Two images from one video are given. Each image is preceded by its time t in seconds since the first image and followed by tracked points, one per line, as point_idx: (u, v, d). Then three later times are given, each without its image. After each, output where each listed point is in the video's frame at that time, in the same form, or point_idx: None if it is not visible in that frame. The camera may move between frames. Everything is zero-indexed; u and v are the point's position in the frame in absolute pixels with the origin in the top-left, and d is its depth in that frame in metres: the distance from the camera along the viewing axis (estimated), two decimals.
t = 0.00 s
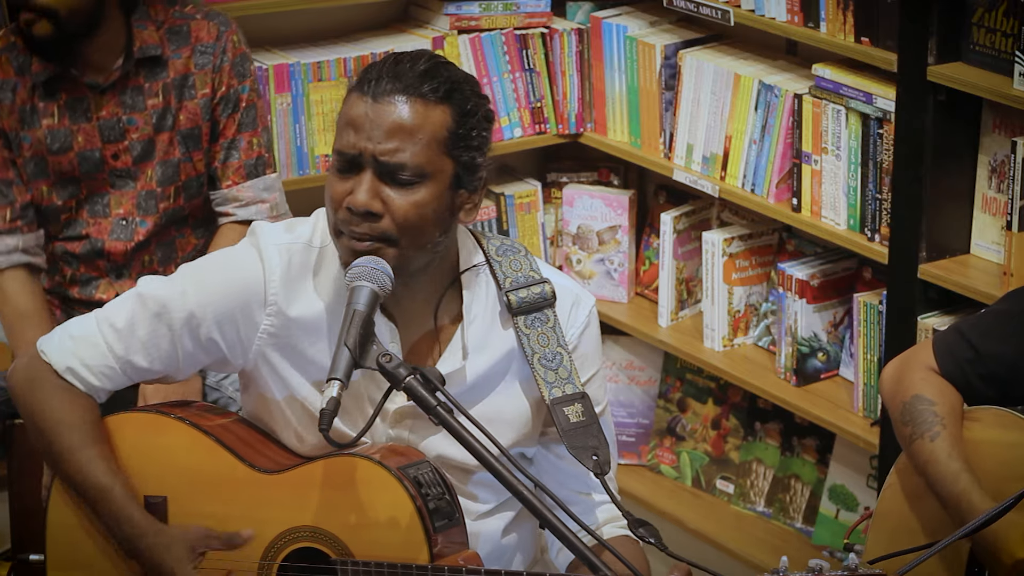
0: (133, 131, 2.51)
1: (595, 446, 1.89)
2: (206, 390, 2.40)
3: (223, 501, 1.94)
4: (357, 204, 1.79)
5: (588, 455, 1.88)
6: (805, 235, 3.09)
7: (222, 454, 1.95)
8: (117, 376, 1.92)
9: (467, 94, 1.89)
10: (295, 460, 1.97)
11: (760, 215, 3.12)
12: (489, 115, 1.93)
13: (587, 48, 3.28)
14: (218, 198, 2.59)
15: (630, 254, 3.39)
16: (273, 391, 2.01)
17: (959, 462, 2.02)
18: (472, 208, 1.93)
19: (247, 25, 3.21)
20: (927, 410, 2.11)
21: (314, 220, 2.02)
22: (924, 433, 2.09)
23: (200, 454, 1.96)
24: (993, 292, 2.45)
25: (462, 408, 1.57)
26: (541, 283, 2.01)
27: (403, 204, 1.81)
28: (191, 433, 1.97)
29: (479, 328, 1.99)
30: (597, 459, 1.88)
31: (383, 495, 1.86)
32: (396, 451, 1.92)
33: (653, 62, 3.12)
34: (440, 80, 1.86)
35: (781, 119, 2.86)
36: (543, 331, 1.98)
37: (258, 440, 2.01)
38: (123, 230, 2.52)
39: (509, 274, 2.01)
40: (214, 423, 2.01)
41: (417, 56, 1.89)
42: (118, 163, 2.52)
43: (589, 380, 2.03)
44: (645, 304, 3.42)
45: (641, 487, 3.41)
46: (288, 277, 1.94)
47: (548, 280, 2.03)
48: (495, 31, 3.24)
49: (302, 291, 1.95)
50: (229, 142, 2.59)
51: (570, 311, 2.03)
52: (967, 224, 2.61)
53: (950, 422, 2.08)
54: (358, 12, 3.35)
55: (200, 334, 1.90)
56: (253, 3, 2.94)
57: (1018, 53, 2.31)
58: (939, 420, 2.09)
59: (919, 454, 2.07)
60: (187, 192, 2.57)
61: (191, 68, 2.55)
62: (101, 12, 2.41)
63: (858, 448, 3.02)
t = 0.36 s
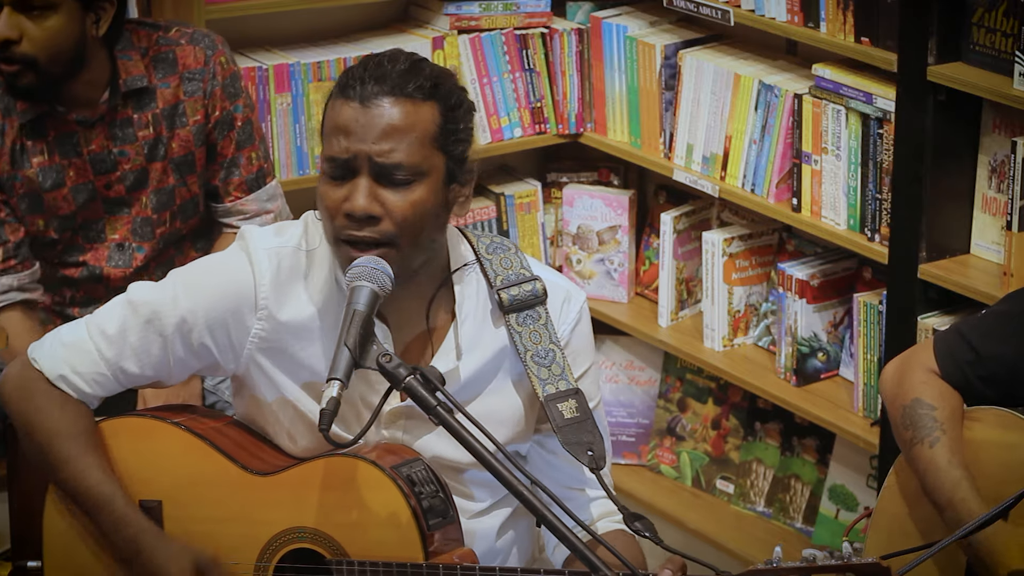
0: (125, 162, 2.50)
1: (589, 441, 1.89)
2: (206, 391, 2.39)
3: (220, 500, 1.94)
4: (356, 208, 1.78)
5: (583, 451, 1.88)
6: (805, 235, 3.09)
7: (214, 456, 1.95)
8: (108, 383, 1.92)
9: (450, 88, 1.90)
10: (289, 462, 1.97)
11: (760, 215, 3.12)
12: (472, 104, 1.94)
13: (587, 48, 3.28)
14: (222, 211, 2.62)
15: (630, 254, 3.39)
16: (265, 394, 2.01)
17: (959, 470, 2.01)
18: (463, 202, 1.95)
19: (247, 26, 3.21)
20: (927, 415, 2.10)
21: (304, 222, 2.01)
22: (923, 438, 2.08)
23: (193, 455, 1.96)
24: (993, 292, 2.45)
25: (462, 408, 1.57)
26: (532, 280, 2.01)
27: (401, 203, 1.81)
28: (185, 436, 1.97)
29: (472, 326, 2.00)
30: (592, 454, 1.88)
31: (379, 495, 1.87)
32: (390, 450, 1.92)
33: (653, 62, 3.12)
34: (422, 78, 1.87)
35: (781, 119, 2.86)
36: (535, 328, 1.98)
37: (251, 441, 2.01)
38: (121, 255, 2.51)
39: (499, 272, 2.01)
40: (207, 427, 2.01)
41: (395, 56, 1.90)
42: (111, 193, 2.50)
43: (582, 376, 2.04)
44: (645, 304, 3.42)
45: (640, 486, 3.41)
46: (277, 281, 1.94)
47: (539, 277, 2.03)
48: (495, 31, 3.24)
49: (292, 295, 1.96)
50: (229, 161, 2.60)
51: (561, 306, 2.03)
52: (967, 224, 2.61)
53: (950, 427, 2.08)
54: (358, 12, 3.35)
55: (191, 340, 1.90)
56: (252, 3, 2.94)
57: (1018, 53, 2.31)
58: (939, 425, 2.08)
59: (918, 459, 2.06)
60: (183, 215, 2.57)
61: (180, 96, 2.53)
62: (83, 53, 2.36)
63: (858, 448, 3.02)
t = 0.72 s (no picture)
0: (126, 165, 2.50)
1: (592, 447, 1.91)
2: (207, 395, 2.39)
3: (219, 500, 1.95)
4: (383, 214, 1.79)
5: (585, 456, 1.90)
6: (805, 235, 3.09)
7: (215, 456, 1.95)
8: (111, 382, 1.91)
9: (450, 84, 1.89)
10: (291, 463, 1.96)
11: (760, 215, 3.12)
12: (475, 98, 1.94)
13: (587, 48, 3.28)
14: (222, 213, 2.62)
15: (630, 254, 3.39)
16: (267, 394, 2.01)
17: (943, 492, 2.02)
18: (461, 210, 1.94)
19: (247, 26, 3.21)
20: (917, 426, 2.11)
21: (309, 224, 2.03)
22: (911, 451, 2.09)
23: (193, 456, 1.96)
24: (993, 292, 2.45)
25: (462, 408, 1.57)
26: (537, 283, 2.00)
27: (422, 203, 1.81)
28: (186, 436, 1.97)
29: (475, 329, 2.00)
30: (594, 460, 1.90)
31: (380, 495, 1.87)
32: (391, 450, 1.92)
33: (653, 62, 3.12)
34: (423, 77, 1.87)
35: (781, 119, 2.86)
36: (539, 332, 1.98)
37: (253, 442, 2.01)
38: (123, 257, 2.52)
39: (504, 274, 2.01)
40: (207, 426, 2.01)
41: (393, 57, 1.89)
42: (113, 194, 2.51)
43: (585, 380, 2.04)
44: (645, 304, 3.42)
45: (640, 487, 3.41)
46: (282, 282, 1.94)
47: (544, 281, 2.03)
48: (495, 31, 3.24)
49: (297, 296, 1.96)
50: (229, 162, 2.60)
51: (566, 310, 2.03)
52: (967, 224, 2.61)
53: (939, 441, 2.08)
54: (358, 12, 3.35)
55: (195, 340, 1.90)
56: (252, 3, 2.94)
57: (1018, 53, 2.31)
58: (928, 439, 2.08)
59: (904, 471, 2.08)
60: (183, 216, 2.57)
61: (180, 98, 2.53)
62: (85, 60, 2.35)
63: (858, 448, 3.02)
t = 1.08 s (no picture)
0: (131, 135, 2.55)
1: (596, 453, 1.90)
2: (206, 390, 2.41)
3: (223, 499, 1.94)
4: (370, 210, 1.78)
5: (589, 462, 1.89)
6: (805, 235, 3.09)
7: (221, 454, 1.95)
8: (116, 372, 1.91)
9: (462, 88, 1.88)
10: (294, 462, 1.97)
11: (760, 215, 3.13)
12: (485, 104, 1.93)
13: (587, 48, 3.28)
14: (225, 207, 2.64)
15: (630, 254, 3.39)
16: (273, 391, 2.00)
17: (943, 492, 2.02)
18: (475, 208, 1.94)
19: (247, 25, 3.21)
20: (916, 426, 2.11)
21: (318, 220, 2.01)
22: (911, 451, 2.09)
23: (198, 454, 1.96)
24: (994, 292, 2.45)
25: (462, 409, 1.57)
26: (544, 287, 2.01)
27: (417, 207, 1.81)
28: (190, 433, 1.97)
29: (482, 331, 1.99)
30: (597, 466, 1.89)
31: (383, 496, 1.86)
32: (396, 450, 1.92)
33: (653, 62, 3.12)
34: (434, 80, 1.86)
35: (781, 119, 2.86)
36: (545, 336, 1.99)
37: (258, 441, 2.01)
38: (117, 234, 2.56)
39: (512, 278, 2.01)
40: (213, 424, 2.01)
41: (407, 56, 1.88)
42: (112, 167, 2.55)
43: (591, 386, 2.03)
44: (645, 304, 3.42)
45: (641, 487, 3.41)
46: (290, 278, 1.94)
47: (551, 285, 2.03)
48: (495, 31, 3.24)
49: (304, 293, 1.95)
50: (237, 152, 2.63)
51: (573, 315, 2.03)
52: (967, 224, 2.61)
53: (939, 440, 2.08)
54: (358, 12, 3.35)
55: (201, 334, 1.89)
56: (253, 3, 2.94)
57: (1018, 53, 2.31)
58: (928, 438, 2.09)
59: (903, 471, 2.08)
60: (183, 200, 2.61)
61: (195, 77, 2.58)
62: (112, 19, 2.44)
63: (858, 448, 3.02)
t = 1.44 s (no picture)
0: (140, 115, 2.54)
1: (590, 452, 1.92)
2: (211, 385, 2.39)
3: (221, 498, 1.94)
4: (370, 216, 1.78)
5: (583, 460, 1.91)
6: (805, 235, 3.09)
7: (219, 454, 1.95)
8: (110, 367, 1.91)
9: (472, 98, 1.87)
10: (287, 459, 1.97)
11: (760, 215, 3.13)
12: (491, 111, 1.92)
13: (587, 48, 3.28)
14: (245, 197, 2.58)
15: (630, 254, 3.40)
16: (268, 391, 2.00)
17: (944, 483, 2.02)
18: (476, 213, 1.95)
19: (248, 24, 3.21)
20: (919, 419, 2.11)
21: (312, 220, 2.02)
22: (912, 444, 2.09)
23: (196, 454, 1.96)
24: (993, 292, 2.45)
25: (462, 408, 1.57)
26: (539, 286, 2.00)
27: (410, 211, 1.81)
28: (187, 432, 1.97)
29: (477, 330, 1.99)
30: (592, 465, 1.91)
31: (381, 494, 1.87)
32: (394, 448, 1.92)
33: (653, 62, 3.12)
34: (447, 88, 1.85)
35: (781, 119, 2.86)
36: (540, 335, 1.98)
37: (252, 439, 2.01)
38: (119, 214, 2.54)
39: (507, 277, 2.00)
40: (210, 425, 2.01)
41: (422, 61, 1.87)
42: (120, 144, 2.55)
43: (586, 384, 2.04)
44: (645, 304, 3.42)
45: (641, 487, 3.41)
46: (284, 277, 1.93)
47: (546, 284, 2.03)
48: (495, 31, 3.23)
49: (298, 292, 1.95)
50: (253, 141, 2.60)
51: (568, 314, 2.03)
52: (967, 224, 2.61)
53: (941, 434, 2.08)
54: (359, 12, 3.35)
55: (195, 331, 1.90)
56: (254, 2, 2.93)
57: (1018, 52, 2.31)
58: (930, 431, 2.09)
59: (905, 464, 2.08)
60: (188, 185, 2.58)
61: (208, 62, 2.57)
62: (122, 9, 2.46)
63: (858, 448, 3.02)
